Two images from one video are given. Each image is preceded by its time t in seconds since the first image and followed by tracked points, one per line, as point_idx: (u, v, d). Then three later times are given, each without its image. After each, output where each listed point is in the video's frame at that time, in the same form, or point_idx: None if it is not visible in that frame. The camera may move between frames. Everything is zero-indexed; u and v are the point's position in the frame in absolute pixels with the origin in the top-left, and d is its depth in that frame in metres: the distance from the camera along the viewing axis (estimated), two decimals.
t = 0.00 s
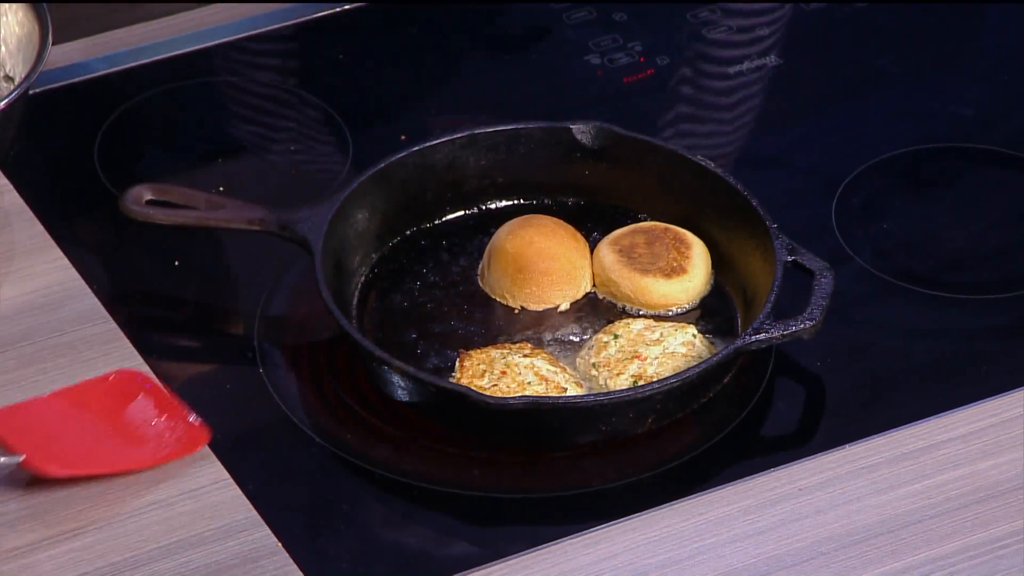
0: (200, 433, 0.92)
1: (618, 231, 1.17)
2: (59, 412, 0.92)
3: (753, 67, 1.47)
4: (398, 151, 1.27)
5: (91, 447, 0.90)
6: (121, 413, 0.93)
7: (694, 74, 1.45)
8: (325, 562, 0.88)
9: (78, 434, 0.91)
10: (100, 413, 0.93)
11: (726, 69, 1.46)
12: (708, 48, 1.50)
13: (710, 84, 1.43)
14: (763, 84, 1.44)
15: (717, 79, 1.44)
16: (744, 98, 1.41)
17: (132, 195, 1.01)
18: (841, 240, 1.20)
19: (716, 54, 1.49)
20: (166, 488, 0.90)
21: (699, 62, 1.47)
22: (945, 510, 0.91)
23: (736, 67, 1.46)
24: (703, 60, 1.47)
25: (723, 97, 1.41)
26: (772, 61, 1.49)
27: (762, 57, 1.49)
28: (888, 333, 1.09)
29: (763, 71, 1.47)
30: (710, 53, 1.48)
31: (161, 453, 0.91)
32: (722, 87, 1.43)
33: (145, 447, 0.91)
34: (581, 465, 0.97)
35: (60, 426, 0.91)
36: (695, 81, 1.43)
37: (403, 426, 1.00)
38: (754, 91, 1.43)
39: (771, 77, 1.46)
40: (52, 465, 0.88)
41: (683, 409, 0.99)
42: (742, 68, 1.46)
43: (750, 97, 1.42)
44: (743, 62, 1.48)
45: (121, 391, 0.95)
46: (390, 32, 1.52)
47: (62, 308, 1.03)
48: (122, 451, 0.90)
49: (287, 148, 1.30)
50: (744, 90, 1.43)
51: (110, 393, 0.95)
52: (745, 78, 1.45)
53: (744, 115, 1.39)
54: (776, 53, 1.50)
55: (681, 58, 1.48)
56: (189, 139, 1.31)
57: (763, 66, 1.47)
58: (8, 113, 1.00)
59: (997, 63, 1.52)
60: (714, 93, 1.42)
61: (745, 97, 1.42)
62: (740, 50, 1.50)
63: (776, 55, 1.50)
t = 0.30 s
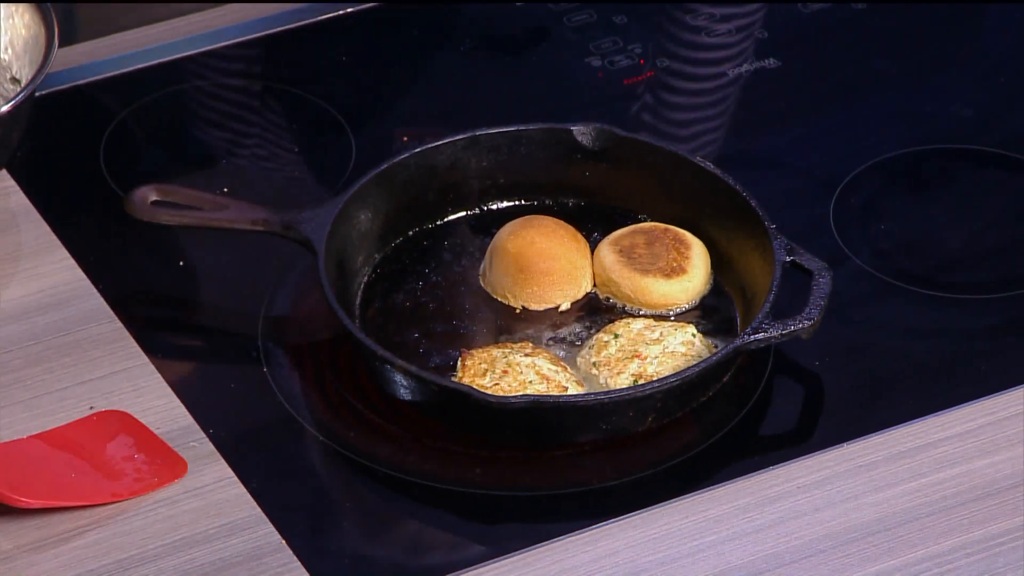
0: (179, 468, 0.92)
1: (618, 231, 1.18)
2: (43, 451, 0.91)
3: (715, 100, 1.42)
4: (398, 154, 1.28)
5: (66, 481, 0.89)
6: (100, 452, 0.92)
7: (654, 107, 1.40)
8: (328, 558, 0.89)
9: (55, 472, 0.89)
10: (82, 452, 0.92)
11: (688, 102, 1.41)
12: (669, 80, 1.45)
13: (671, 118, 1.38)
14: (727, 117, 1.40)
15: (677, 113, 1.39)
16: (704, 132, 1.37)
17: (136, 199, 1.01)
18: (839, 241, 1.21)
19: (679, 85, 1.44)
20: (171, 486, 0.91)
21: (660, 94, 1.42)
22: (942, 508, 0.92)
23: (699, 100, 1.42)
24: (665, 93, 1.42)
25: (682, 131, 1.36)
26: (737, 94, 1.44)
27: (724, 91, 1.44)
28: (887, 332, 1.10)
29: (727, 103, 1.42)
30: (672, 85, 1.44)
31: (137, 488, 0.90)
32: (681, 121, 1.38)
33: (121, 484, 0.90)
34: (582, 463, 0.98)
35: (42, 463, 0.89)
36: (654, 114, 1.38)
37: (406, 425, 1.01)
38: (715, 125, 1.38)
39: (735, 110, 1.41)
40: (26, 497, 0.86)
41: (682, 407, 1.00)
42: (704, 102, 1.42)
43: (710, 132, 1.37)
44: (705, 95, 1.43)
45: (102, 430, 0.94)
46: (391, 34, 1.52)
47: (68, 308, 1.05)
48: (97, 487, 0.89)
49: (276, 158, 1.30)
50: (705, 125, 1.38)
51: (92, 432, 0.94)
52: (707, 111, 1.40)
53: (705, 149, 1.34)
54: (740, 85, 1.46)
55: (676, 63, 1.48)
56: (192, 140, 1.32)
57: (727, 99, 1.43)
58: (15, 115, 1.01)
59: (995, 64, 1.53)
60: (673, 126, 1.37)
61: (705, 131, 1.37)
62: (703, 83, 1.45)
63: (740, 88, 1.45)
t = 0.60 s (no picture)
0: (180, 467, 0.93)
1: (616, 232, 1.19)
2: (43, 450, 0.92)
3: (708, 107, 1.42)
4: (396, 155, 1.28)
5: (67, 480, 0.90)
6: (100, 450, 0.93)
7: (646, 114, 1.39)
8: (328, 556, 0.90)
9: (56, 470, 0.90)
10: (83, 451, 0.93)
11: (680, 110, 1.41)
12: (662, 87, 1.44)
13: (663, 126, 1.38)
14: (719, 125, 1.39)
15: (669, 120, 1.39)
16: (696, 140, 1.36)
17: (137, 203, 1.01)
18: (835, 241, 1.22)
19: (672, 91, 1.43)
20: (172, 484, 0.92)
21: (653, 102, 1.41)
22: (936, 506, 0.92)
23: (691, 107, 1.41)
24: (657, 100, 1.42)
25: (674, 139, 1.36)
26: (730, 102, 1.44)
27: (716, 99, 1.44)
28: (883, 332, 1.11)
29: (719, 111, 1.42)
30: (665, 92, 1.43)
31: (138, 487, 0.91)
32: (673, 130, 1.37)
33: (122, 482, 0.91)
34: (579, 461, 0.99)
35: (42, 461, 0.90)
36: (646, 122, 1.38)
37: (405, 424, 1.01)
38: (707, 133, 1.38)
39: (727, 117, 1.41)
40: (28, 495, 0.87)
41: (679, 406, 1.01)
42: (697, 109, 1.41)
43: (702, 140, 1.37)
44: (698, 102, 1.42)
45: (102, 428, 0.95)
46: (391, 36, 1.53)
47: (70, 307, 1.06)
48: (98, 485, 0.90)
49: (269, 158, 1.31)
50: (697, 133, 1.37)
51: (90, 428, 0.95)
52: (698, 119, 1.40)
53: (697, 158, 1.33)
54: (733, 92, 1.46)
55: (673, 65, 1.48)
56: (193, 141, 1.33)
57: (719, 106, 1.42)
58: (18, 117, 1.02)
59: (991, 66, 1.54)
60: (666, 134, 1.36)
61: (697, 139, 1.36)
62: (696, 90, 1.44)
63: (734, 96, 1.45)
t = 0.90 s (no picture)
0: (178, 467, 0.93)
1: (614, 233, 1.19)
2: (42, 451, 0.92)
3: (718, 111, 1.42)
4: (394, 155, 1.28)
5: (65, 481, 0.90)
6: (98, 451, 0.93)
7: (688, 109, 1.42)
8: (326, 557, 0.91)
9: (55, 472, 0.90)
10: (82, 452, 0.93)
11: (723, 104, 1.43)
12: (661, 89, 1.45)
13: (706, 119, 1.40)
14: (763, 118, 1.41)
15: (686, 122, 1.39)
16: (741, 132, 1.38)
17: (136, 203, 1.01)
18: (834, 242, 1.22)
19: (711, 87, 1.46)
20: (170, 485, 0.92)
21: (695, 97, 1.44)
22: (934, 507, 0.93)
23: (733, 101, 1.43)
24: (699, 95, 1.44)
25: (716, 132, 1.38)
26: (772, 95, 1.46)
27: (726, 102, 1.43)
28: (882, 332, 1.11)
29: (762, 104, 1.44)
30: (705, 87, 1.46)
31: (137, 487, 0.91)
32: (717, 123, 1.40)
33: (120, 483, 0.91)
34: (578, 462, 0.99)
35: (40, 462, 0.90)
36: (686, 116, 1.40)
37: (403, 424, 1.01)
38: (751, 125, 1.40)
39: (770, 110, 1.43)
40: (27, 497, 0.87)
41: (677, 407, 1.01)
42: (724, 107, 1.42)
43: (747, 131, 1.38)
44: (738, 96, 1.45)
45: (100, 429, 0.95)
46: (390, 36, 1.53)
47: (69, 308, 1.06)
48: (96, 486, 0.90)
49: (282, 158, 1.31)
50: (739, 125, 1.39)
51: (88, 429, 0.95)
52: (742, 112, 1.42)
53: (743, 149, 1.35)
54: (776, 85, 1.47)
55: (678, 65, 1.50)
56: (192, 142, 1.33)
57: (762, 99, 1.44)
58: (16, 118, 1.03)
59: (989, 66, 1.54)
60: (709, 128, 1.39)
61: (741, 131, 1.39)
62: (712, 92, 1.45)
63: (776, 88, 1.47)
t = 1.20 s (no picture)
0: (180, 467, 0.93)
1: (618, 232, 1.18)
2: (43, 450, 0.92)
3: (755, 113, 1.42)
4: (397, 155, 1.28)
5: (67, 481, 0.89)
6: (100, 450, 0.93)
7: (769, 98, 1.44)
8: (329, 557, 0.90)
9: (57, 472, 0.90)
10: (84, 452, 0.92)
11: (814, 87, 1.47)
12: (665, 88, 1.45)
13: (768, 115, 1.41)
14: (854, 103, 1.45)
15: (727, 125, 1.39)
16: (833, 115, 1.42)
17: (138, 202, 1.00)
18: (839, 242, 1.21)
19: (802, 70, 1.50)
20: (172, 485, 0.92)
21: (786, 79, 1.48)
22: (940, 507, 0.92)
23: (812, 90, 1.46)
24: (790, 77, 1.48)
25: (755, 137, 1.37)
26: (863, 80, 1.49)
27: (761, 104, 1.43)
28: (887, 333, 1.10)
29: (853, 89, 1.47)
30: (794, 70, 1.49)
31: (139, 487, 0.90)
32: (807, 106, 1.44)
33: (123, 483, 0.91)
34: (582, 462, 0.99)
35: (42, 463, 0.90)
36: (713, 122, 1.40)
37: (406, 425, 1.01)
38: (842, 109, 1.43)
39: (863, 95, 1.46)
40: (29, 497, 0.87)
41: (682, 407, 1.00)
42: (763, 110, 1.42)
43: (840, 115, 1.42)
44: (829, 80, 1.48)
45: (102, 429, 0.94)
46: (393, 35, 1.53)
47: (71, 308, 1.05)
48: (99, 487, 0.90)
49: (286, 157, 1.31)
50: (830, 109, 1.43)
51: (90, 429, 0.94)
52: (819, 100, 1.45)
53: (836, 133, 1.39)
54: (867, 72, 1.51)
55: (684, 64, 1.49)
56: (194, 142, 1.33)
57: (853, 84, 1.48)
58: (18, 117, 1.02)
59: (993, 65, 1.53)
60: (802, 111, 1.43)
61: (834, 114, 1.42)
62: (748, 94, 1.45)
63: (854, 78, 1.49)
